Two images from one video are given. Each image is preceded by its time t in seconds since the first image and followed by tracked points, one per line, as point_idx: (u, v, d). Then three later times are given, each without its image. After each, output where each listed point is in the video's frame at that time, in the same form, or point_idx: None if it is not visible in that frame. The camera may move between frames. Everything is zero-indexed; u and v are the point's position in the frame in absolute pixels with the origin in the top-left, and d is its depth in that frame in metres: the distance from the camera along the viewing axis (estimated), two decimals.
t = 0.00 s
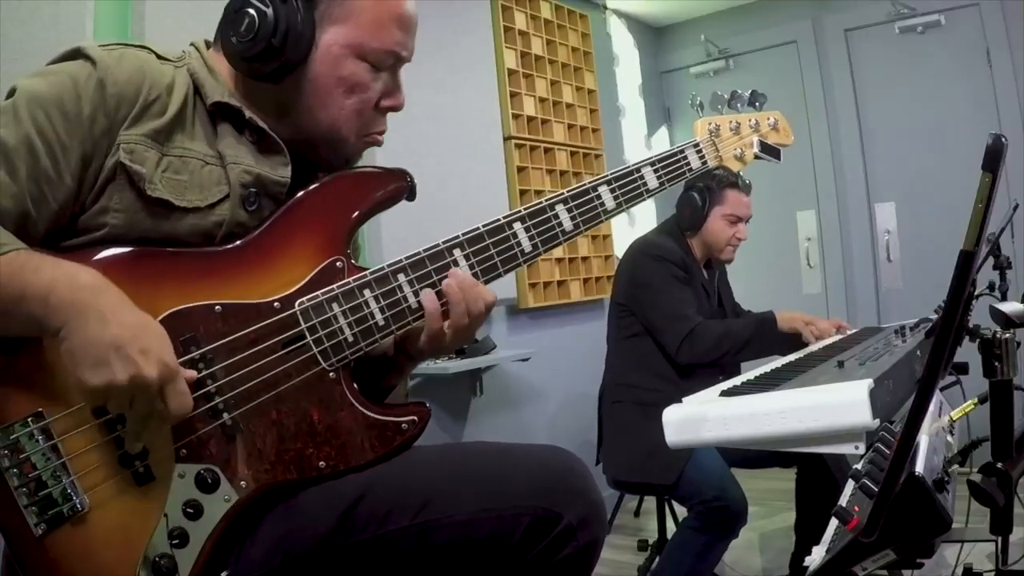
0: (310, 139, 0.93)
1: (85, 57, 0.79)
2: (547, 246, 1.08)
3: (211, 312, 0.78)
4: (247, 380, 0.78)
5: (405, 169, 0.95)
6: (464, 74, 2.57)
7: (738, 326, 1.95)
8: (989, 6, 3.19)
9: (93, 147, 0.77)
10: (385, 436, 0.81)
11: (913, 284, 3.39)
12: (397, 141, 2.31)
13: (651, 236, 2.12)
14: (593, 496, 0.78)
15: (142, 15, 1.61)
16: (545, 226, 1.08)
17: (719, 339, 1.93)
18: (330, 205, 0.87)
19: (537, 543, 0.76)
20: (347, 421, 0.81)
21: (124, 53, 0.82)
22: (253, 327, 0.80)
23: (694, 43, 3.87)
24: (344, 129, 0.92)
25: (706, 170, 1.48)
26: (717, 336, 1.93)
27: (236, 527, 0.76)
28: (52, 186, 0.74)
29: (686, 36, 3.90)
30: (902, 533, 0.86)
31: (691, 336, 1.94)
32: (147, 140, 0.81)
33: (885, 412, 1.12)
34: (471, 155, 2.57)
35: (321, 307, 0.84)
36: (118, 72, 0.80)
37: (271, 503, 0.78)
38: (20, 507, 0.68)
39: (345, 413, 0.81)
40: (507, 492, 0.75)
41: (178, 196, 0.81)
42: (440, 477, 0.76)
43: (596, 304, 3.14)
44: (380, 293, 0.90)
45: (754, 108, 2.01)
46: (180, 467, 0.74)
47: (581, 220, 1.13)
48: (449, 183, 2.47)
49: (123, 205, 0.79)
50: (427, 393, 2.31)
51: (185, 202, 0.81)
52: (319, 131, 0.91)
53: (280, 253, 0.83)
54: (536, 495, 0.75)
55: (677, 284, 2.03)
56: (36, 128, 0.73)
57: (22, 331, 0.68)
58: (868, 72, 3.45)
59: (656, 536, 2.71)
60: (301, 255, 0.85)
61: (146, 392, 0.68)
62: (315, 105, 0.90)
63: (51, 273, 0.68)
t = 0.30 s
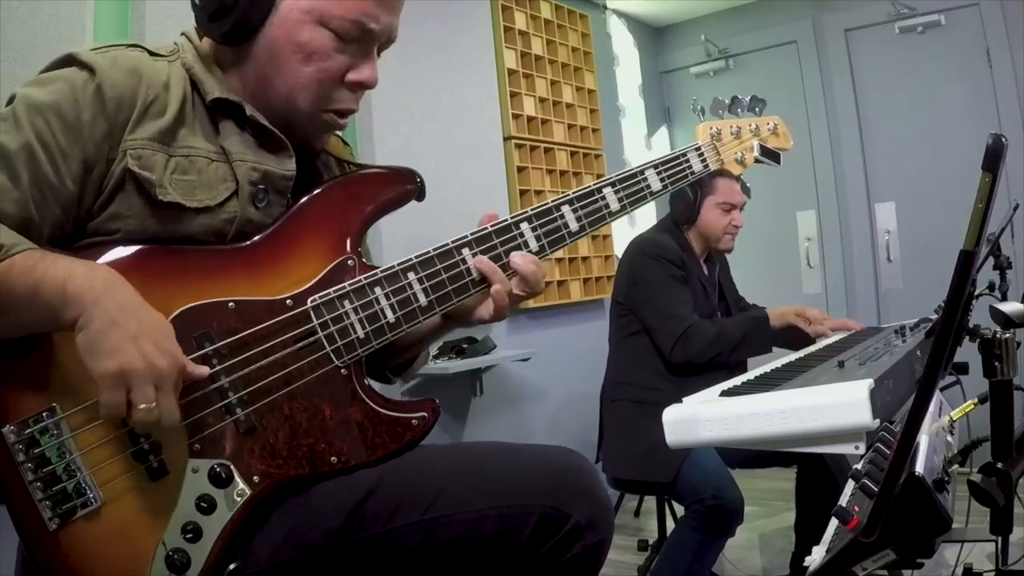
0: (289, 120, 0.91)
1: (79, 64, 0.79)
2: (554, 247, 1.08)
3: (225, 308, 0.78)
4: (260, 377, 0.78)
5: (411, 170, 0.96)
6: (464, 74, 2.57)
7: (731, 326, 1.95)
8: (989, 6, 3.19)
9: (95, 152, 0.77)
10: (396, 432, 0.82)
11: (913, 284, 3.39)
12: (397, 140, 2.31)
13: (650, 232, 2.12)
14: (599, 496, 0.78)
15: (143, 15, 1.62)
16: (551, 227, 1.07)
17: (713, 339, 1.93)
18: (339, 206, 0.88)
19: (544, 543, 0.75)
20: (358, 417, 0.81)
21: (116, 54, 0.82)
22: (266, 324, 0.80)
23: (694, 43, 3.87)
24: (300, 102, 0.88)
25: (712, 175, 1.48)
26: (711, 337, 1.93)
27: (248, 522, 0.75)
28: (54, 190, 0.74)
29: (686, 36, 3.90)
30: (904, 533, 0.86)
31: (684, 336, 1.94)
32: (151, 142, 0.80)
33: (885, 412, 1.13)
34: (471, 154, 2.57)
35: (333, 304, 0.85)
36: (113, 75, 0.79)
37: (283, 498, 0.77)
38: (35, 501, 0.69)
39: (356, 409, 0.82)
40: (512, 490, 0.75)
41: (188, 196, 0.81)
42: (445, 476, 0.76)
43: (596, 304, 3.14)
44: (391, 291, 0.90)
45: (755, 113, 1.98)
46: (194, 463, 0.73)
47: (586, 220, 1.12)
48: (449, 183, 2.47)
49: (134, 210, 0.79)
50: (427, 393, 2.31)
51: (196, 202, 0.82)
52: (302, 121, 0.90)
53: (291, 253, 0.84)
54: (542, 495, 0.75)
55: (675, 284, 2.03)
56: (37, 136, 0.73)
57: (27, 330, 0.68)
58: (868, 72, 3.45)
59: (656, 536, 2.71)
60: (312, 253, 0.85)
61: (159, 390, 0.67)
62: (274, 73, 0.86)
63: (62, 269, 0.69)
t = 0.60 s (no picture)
0: (283, 137, 0.90)
1: (56, 79, 0.80)
2: (545, 244, 1.07)
3: (206, 314, 0.79)
4: (242, 382, 0.78)
5: (399, 171, 0.94)
6: (464, 74, 2.57)
7: (736, 330, 1.96)
8: (989, 6, 3.19)
9: (72, 169, 0.78)
10: (382, 436, 0.81)
11: (913, 284, 3.39)
12: (396, 140, 2.31)
13: (649, 237, 2.13)
14: (595, 505, 0.78)
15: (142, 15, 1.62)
16: (542, 224, 1.07)
17: (718, 344, 1.93)
18: (323, 209, 0.88)
19: (538, 551, 0.75)
20: (344, 421, 0.81)
21: (94, 68, 0.82)
22: (247, 330, 0.80)
23: (694, 43, 3.87)
24: (292, 115, 0.87)
25: (705, 163, 1.47)
26: (716, 341, 1.93)
27: (236, 529, 0.76)
28: (33, 208, 0.76)
29: (686, 35, 3.90)
30: (903, 533, 0.86)
31: (690, 339, 1.94)
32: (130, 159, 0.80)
33: (885, 412, 1.12)
34: (470, 154, 2.56)
35: (316, 307, 0.84)
36: (89, 91, 0.79)
37: (271, 504, 0.77)
38: (18, 510, 0.70)
39: (342, 413, 0.81)
40: (506, 496, 0.75)
41: (168, 212, 0.81)
42: (444, 478, 0.76)
43: (596, 303, 3.14)
44: (376, 293, 0.90)
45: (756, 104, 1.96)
46: (177, 470, 0.74)
47: (578, 216, 1.12)
48: (448, 183, 2.47)
49: (111, 228, 0.79)
50: (426, 393, 2.31)
51: (175, 218, 0.81)
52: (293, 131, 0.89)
53: (273, 258, 0.84)
54: (536, 503, 0.75)
55: (674, 286, 2.02)
56: (14, 153, 0.75)
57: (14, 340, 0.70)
58: (868, 72, 3.45)
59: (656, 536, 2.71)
60: (297, 256, 0.85)
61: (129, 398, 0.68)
62: (261, 89, 0.86)
63: (34, 282, 0.70)
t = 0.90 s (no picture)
0: (291, 125, 0.90)
1: (68, 65, 0.80)
2: (558, 249, 1.07)
3: (210, 316, 0.79)
4: (246, 388, 0.79)
5: (406, 171, 0.94)
6: (464, 74, 2.57)
7: (735, 338, 1.95)
8: (989, 6, 3.19)
9: (80, 157, 0.78)
10: (384, 442, 0.81)
11: (913, 285, 3.39)
12: (397, 140, 2.31)
13: (647, 236, 2.13)
14: (597, 508, 0.77)
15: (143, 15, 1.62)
16: (555, 227, 1.07)
17: (717, 347, 1.93)
18: (329, 210, 0.87)
19: (540, 554, 0.75)
20: (346, 427, 0.81)
21: (106, 56, 0.83)
22: (252, 334, 0.80)
23: (694, 43, 3.87)
24: (303, 101, 0.88)
25: (729, 165, 1.47)
26: (715, 344, 1.93)
27: (233, 535, 0.76)
28: (40, 198, 0.75)
29: (686, 36, 3.90)
30: (903, 534, 0.86)
31: (687, 340, 1.94)
32: (136, 146, 0.81)
33: (885, 412, 1.13)
34: (470, 154, 2.56)
35: (321, 312, 0.84)
36: (101, 77, 0.80)
37: (273, 509, 0.78)
38: (17, 513, 0.70)
39: (345, 419, 0.81)
40: (507, 504, 0.75)
41: (171, 201, 0.81)
42: (445, 479, 0.76)
43: (596, 304, 3.14)
44: (383, 297, 0.90)
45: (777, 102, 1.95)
46: (177, 475, 0.74)
47: (593, 221, 1.12)
48: (449, 183, 2.47)
49: (115, 215, 0.80)
50: (427, 393, 2.31)
51: (179, 208, 0.81)
52: (300, 120, 0.89)
53: (279, 259, 0.83)
54: (537, 508, 0.75)
55: (673, 285, 2.03)
56: (21, 140, 0.73)
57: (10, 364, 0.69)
58: (868, 72, 3.45)
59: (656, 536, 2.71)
60: (304, 258, 0.85)
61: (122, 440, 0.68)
62: (273, 75, 0.87)
63: (35, 309, 0.68)
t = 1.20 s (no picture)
0: (301, 130, 0.91)
1: (68, 60, 0.80)
2: (551, 249, 1.07)
3: (211, 315, 0.78)
4: (246, 385, 0.78)
5: (405, 168, 0.94)
6: (464, 74, 2.57)
7: (723, 337, 1.93)
8: (989, 6, 3.19)
9: (77, 152, 0.78)
10: (385, 439, 0.81)
11: (913, 285, 3.39)
12: (397, 140, 2.31)
13: (643, 236, 2.12)
14: (596, 501, 0.78)
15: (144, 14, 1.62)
16: (549, 227, 1.07)
17: (703, 346, 1.91)
18: (327, 209, 0.87)
19: (541, 548, 0.75)
20: (346, 425, 0.81)
21: (107, 53, 0.83)
22: (251, 332, 0.80)
23: (694, 43, 3.87)
24: (312, 111, 0.88)
25: (713, 170, 1.47)
26: (701, 343, 1.92)
27: (236, 534, 0.76)
28: (35, 191, 0.75)
29: (686, 36, 3.90)
30: (903, 533, 0.86)
31: (674, 338, 1.95)
32: (136, 145, 0.81)
33: (885, 412, 1.13)
34: (471, 154, 2.56)
35: (320, 309, 0.84)
36: (101, 73, 0.80)
37: (274, 507, 0.78)
38: (18, 513, 0.70)
39: (345, 417, 0.81)
40: (506, 497, 0.75)
41: (171, 200, 0.81)
42: (444, 477, 0.76)
43: (596, 304, 3.14)
44: (381, 295, 0.89)
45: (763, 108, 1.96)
46: (178, 475, 0.74)
47: (586, 221, 1.12)
48: (449, 183, 2.47)
49: (114, 213, 0.80)
50: (426, 393, 2.31)
51: (178, 206, 0.81)
52: (310, 126, 0.90)
53: (277, 258, 0.83)
54: (537, 501, 0.75)
55: (667, 285, 2.02)
56: (18, 133, 0.74)
57: (21, 323, 0.70)
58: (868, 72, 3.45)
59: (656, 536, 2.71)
60: (302, 256, 0.85)
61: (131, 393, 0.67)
62: (281, 86, 0.87)
63: (41, 267, 0.70)
